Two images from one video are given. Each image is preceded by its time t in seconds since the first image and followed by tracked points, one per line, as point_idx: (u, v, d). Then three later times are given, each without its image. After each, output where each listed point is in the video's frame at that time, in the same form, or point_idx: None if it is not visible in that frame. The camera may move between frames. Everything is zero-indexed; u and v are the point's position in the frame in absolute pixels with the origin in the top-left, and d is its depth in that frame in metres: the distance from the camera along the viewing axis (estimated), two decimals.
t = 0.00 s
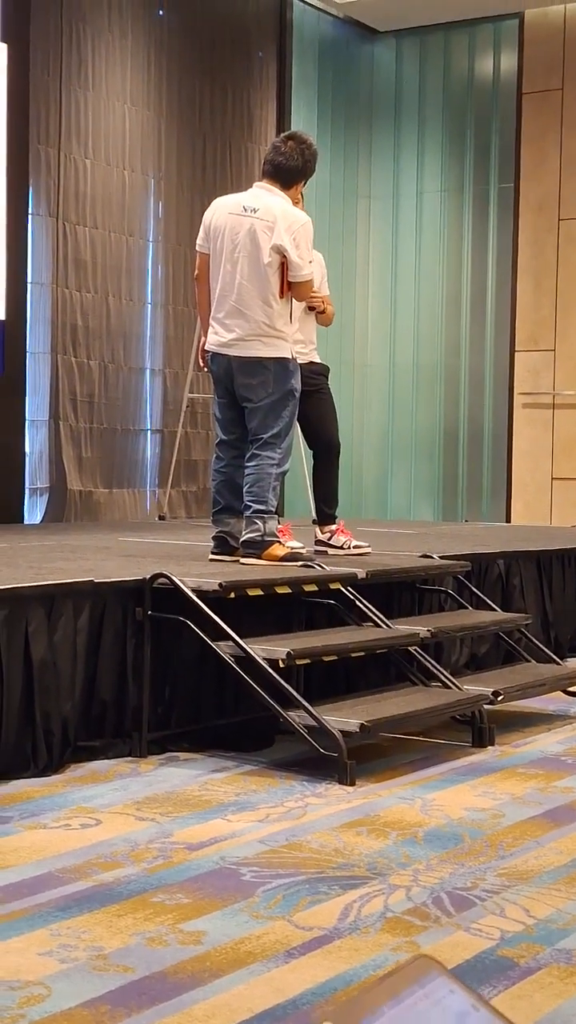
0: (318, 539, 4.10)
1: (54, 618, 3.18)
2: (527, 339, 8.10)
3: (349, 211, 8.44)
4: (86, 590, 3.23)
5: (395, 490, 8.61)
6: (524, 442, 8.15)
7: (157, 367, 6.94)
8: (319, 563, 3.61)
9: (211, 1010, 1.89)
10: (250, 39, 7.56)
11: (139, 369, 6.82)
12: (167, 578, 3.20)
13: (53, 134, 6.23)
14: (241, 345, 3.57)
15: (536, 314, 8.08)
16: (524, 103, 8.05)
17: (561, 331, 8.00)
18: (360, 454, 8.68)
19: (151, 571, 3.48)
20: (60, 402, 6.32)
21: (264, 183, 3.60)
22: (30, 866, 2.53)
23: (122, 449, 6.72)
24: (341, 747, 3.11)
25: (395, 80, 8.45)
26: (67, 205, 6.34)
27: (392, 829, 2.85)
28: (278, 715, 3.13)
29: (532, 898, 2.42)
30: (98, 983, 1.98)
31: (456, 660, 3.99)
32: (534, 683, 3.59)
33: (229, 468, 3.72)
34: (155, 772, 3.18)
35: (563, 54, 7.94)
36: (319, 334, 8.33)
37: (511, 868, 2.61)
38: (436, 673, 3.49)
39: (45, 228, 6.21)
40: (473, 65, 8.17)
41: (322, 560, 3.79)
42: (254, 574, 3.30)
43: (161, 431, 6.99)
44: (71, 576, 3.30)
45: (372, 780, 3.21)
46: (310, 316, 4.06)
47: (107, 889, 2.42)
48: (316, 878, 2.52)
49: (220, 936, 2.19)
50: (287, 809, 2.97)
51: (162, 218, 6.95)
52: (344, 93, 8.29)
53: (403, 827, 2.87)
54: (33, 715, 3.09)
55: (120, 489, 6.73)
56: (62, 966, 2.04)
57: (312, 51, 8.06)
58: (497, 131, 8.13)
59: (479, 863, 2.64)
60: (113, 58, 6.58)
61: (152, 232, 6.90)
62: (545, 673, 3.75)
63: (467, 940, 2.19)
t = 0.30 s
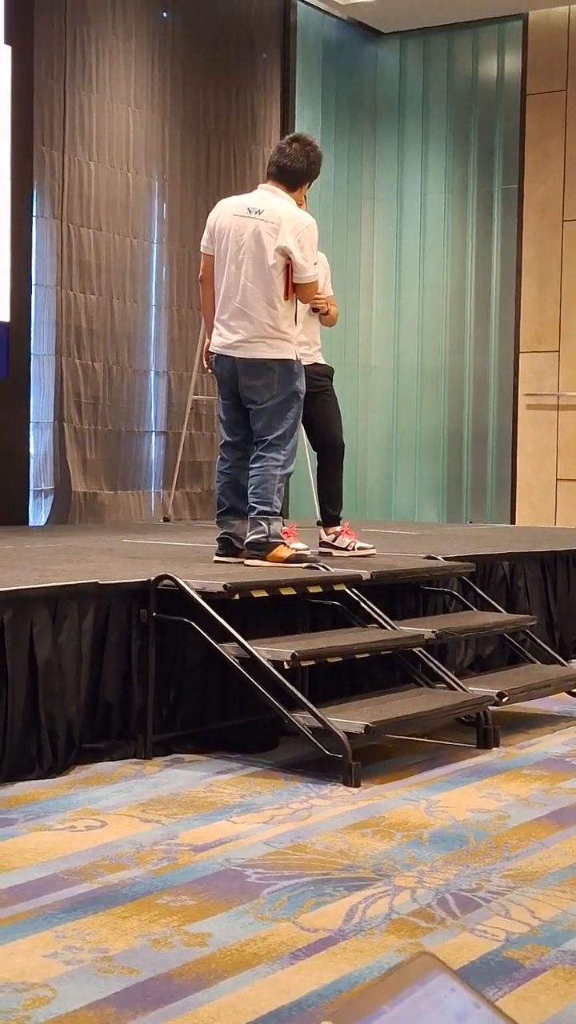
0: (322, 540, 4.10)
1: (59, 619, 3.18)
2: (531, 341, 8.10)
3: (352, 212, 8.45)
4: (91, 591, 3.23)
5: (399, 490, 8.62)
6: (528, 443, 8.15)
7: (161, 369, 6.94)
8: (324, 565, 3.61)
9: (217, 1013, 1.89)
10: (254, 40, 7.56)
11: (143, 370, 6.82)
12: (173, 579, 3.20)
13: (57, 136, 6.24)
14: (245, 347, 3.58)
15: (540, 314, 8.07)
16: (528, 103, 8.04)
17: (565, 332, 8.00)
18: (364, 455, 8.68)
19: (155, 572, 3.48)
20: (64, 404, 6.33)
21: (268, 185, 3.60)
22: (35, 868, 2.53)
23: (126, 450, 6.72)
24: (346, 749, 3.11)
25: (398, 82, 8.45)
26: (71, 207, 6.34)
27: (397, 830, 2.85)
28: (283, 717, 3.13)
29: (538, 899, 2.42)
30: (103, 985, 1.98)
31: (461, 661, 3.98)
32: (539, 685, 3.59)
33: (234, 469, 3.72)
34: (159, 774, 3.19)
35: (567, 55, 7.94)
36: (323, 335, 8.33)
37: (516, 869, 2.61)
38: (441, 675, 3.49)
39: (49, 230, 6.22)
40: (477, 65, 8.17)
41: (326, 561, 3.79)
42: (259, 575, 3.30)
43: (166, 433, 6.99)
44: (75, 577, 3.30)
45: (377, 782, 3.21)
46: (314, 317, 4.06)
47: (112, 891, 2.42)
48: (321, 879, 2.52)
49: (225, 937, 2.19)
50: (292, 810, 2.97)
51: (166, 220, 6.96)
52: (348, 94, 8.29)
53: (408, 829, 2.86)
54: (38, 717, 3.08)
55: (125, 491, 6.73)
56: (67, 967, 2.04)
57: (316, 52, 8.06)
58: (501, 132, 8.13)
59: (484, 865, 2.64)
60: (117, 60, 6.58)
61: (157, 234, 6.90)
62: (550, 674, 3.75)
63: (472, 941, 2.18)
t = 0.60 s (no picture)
0: (326, 541, 4.10)
1: (63, 621, 3.18)
2: (534, 342, 8.10)
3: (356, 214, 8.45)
4: (94, 593, 3.23)
5: (403, 493, 8.62)
6: (532, 445, 8.15)
7: (165, 370, 6.94)
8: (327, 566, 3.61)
9: (221, 1014, 1.89)
10: (258, 42, 7.56)
11: (147, 372, 6.82)
12: (176, 580, 3.20)
13: (61, 138, 6.24)
14: (249, 348, 3.58)
15: (543, 316, 8.07)
16: (531, 104, 8.04)
17: (569, 334, 8.00)
18: (368, 457, 8.68)
19: (159, 573, 3.48)
20: (68, 406, 6.34)
21: (272, 186, 3.60)
22: (39, 870, 2.53)
23: (130, 453, 6.72)
24: (350, 750, 3.11)
25: (401, 83, 8.45)
26: (74, 209, 6.35)
27: (401, 831, 2.85)
28: (287, 718, 3.13)
29: (542, 901, 2.42)
30: (108, 986, 1.98)
31: (464, 662, 3.98)
32: (543, 686, 3.59)
33: (238, 471, 3.72)
34: (163, 775, 3.19)
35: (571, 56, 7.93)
36: (326, 337, 8.33)
37: (520, 870, 2.61)
38: (444, 676, 3.48)
39: (52, 231, 6.22)
40: (480, 66, 8.17)
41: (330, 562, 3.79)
42: (262, 577, 3.30)
43: (169, 434, 6.99)
44: (79, 579, 3.30)
45: (381, 783, 3.20)
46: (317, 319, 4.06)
47: (116, 892, 2.42)
48: (326, 881, 2.52)
49: (229, 938, 2.19)
50: (296, 812, 2.97)
51: (170, 222, 6.96)
52: (351, 96, 8.29)
53: (412, 830, 2.86)
54: (42, 719, 3.09)
55: (128, 493, 6.73)
56: (72, 968, 2.04)
57: (319, 53, 8.06)
58: (504, 133, 8.13)
59: (488, 866, 2.64)
60: (121, 63, 6.59)
61: (160, 236, 6.91)
62: (554, 676, 3.74)
63: (476, 943, 2.18)
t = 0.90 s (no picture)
0: (330, 543, 4.10)
1: (67, 624, 3.18)
2: (538, 344, 8.11)
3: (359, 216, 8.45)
4: (99, 596, 3.23)
5: (406, 494, 8.62)
6: (536, 447, 8.15)
7: (168, 372, 6.94)
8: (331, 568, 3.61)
9: (225, 1016, 1.89)
10: (261, 44, 7.56)
11: (150, 374, 6.82)
12: (180, 582, 3.20)
13: (64, 141, 6.25)
14: (253, 350, 3.58)
15: (547, 317, 8.08)
16: (535, 106, 8.04)
17: (572, 336, 8.00)
18: (371, 459, 8.68)
19: (163, 576, 3.48)
20: (72, 408, 6.34)
21: (276, 188, 3.60)
22: (43, 872, 2.54)
23: (133, 455, 6.73)
24: (354, 752, 3.11)
25: (405, 84, 8.45)
26: (78, 211, 6.35)
27: (405, 833, 2.85)
28: (292, 720, 3.13)
29: (546, 903, 2.42)
30: (112, 988, 1.98)
31: (468, 664, 3.98)
32: (547, 688, 3.58)
33: (242, 473, 3.72)
34: (167, 777, 3.19)
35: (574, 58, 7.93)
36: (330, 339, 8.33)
37: (524, 872, 2.60)
38: (449, 678, 3.48)
39: (56, 233, 6.22)
40: (484, 68, 8.17)
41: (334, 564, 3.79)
42: (266, 578, 3.30)
43: (173, 437, 7.00)
44: (83, 582, 3.30)
45: (385, 785, 3.21)
46: (321, 321, 4.06)
47: (120, 894, 2.42)
48: (330, 883, 2.52)
49: (233, 940, 2.20)
50: (300, 814, 2.97)
51: (173, 224, 6.96)
52: (354, 98, 8.29)
53: (417, 832, 2.86)
54: (45, 722, 3.09)
55: (132, 495, 6.74)
56: (76, 970, 2.04)
57: (323, 55, 8.06)
58: (508, 135, 8.13)
59: (492, 868, 2.64)
60: (124, 65, 6.59)
61: (163, 238, 6.91)
62: (558, 678, 3.74)
63: (480, 945, 2.18)
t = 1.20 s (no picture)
0: (334, 546, 4.10)
1: (71, 626, 3.17)
2: (542, 347, 8.12)
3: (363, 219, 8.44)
4: (103, 598, 3.22)
5: (411, 497, 8.62)
6: (540, 450, 8.15)
7: (172, 375, 6.95)
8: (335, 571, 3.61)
9: (229, 1019, 1.89)
10: (266, 46, 7.56)
11: (155, 376, 6.83)
12: (184, 585, 3.20)
13: (69, 144, 6.25)
14: (257, 353, 3.58)
15: (550, 320, 8.09)
16: (539, 109, 8.04)
17: None
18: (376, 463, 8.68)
19: (167, 578, 3.48)
20: (76, 411, 6.34)
21: (281, 191, 3.60)
22: (48, 874, 2.54)
23: (138, 458, 6.73)
24: (358, 756, 3.11)
25: (409, 86, 8.46)
26: (82, 213, 6.35)
27: (409, 836, 2.85)
28: (295, 723, 3.13)
29: (551, 905, 2.41)
30: (116, 991, 1.98)
31: (472, 667, 3.98)
32: (551, 691, 3.58)
33: (246, 476, 3.71)
34: (171, 780, 3.19)
35: None
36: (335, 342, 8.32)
37: (529, 875, 2.60)
38: (453, 681, 3.48)
39: (60, 236, 6.22)
40: (488, 70, 8.17)
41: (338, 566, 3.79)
42: (270, 581, 3.30)
43: (177, 439, 7.00)
44: (88, 584, 3.30)
45: (389, 788, 3.20)
46: (325, 324, 4.06)
47: (124, 897, 2.42)
48: (334, 885, 2.52)
49: (237, 943, 2.20)
50: (304, 817, 2.97)
51: (177, 226, 6.97)
52: (358, 100, 8.29)
53: (421, 835, 2.86)
54: (50, 724, 3.09)
55: (136, 498, 6.74)
56: (80, 973, 2.04)
57: (327, 58, 8.06)
58: (512, 138, 8.12)
59: (497, 871, 2.64)
60: (128, 67, 6.59)
61: (168, 241, 6.91)
62: (562, 680, 3.74)
63: (485, 947, 2.18)
